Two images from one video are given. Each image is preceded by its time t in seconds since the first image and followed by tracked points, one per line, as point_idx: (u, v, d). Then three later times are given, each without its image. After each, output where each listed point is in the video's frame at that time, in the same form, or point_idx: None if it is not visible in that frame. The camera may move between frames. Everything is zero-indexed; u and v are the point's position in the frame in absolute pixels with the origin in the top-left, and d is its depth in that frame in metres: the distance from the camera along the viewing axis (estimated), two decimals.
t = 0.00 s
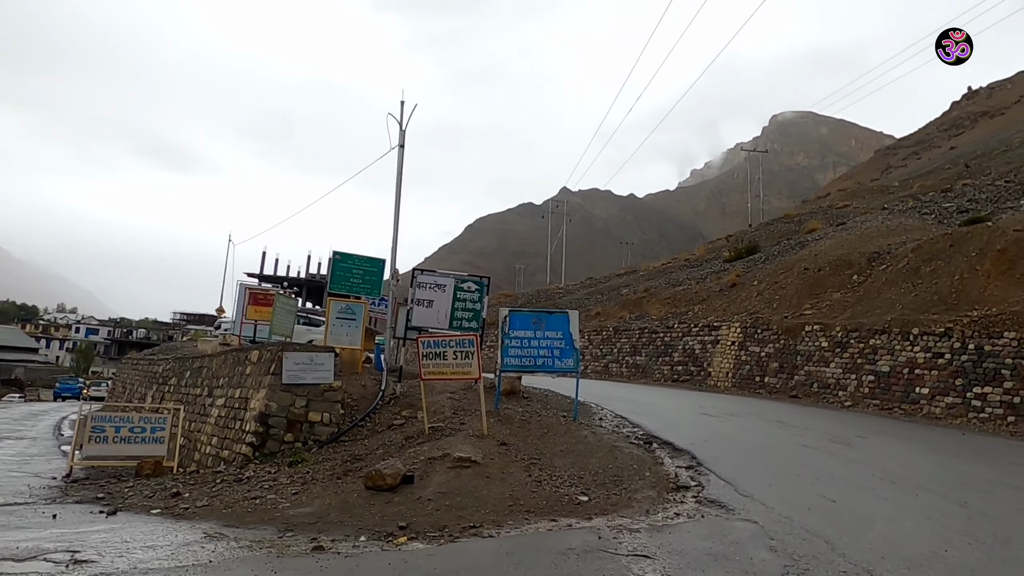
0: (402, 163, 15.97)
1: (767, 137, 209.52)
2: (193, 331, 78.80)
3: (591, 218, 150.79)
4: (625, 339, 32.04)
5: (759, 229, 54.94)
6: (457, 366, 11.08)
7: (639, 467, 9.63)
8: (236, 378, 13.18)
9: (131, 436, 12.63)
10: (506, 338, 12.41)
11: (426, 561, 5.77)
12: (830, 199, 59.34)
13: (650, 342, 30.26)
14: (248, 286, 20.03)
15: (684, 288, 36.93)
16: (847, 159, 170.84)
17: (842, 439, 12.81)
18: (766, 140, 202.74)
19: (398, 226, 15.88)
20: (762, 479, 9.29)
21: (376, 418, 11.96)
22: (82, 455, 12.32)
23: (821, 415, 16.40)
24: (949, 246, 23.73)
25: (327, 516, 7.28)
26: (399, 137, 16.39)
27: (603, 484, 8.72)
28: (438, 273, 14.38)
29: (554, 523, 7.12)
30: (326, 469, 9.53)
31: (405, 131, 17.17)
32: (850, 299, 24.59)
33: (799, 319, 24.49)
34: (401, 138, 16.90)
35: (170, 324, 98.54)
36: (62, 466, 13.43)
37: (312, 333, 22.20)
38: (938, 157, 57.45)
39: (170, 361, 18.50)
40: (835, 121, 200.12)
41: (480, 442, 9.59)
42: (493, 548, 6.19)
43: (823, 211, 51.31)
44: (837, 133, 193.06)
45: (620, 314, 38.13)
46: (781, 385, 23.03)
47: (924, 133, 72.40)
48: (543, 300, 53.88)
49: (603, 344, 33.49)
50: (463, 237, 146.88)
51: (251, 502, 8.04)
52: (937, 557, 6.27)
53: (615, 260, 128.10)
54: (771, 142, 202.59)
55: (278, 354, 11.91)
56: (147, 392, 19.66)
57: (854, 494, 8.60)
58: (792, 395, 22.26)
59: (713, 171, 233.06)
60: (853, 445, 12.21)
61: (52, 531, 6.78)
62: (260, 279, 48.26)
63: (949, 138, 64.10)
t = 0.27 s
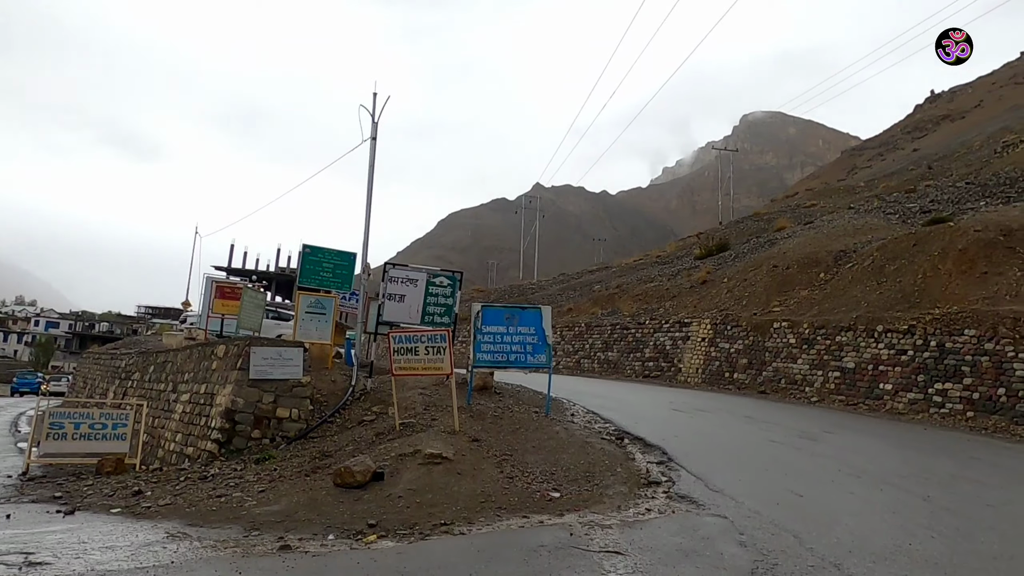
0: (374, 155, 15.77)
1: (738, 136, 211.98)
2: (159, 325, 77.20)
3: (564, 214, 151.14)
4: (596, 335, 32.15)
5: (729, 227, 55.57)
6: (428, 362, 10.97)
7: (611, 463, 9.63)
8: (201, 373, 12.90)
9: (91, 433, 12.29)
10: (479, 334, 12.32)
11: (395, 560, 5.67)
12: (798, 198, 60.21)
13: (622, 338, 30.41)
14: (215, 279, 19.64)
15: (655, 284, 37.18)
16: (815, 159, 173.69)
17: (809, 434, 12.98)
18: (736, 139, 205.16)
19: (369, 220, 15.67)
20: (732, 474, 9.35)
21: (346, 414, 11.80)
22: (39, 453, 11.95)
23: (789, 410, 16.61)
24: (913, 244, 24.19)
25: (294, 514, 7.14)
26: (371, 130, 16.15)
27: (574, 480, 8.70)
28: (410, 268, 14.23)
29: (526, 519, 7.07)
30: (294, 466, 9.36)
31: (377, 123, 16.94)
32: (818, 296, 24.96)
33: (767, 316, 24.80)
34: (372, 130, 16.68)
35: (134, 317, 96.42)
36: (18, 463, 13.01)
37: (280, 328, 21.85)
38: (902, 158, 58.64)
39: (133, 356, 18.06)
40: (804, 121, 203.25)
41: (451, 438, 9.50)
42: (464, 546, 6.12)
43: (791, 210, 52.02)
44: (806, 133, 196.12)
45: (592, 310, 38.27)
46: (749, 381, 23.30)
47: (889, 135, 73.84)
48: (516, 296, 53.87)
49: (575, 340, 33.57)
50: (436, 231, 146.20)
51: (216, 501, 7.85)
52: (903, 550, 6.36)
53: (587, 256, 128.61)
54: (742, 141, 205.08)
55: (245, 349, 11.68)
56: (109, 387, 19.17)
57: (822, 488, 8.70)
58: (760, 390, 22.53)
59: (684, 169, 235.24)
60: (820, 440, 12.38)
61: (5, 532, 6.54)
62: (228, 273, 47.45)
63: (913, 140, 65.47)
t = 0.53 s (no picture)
0: (344, 148, 15.57)
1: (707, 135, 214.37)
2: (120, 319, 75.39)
3: (535, 210, 151.33)
4: (567, 332, 32.24)
5: (697, 225, 56.16)
6: (397, 358, 10.86)
7: (580, 459, 9.64)
8: (163, 369, 12.60)
9: (47, 431, 11.92)
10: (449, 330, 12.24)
11: (362, 559, 5.59)
12: (765, 197, 61.08)
13: (592, 334, 30.54)
14: (179, 273, 19.21)
15: (624, 281, 37.40)
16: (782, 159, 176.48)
17: (775, 430, 13.17)
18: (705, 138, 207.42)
19: (338, 214, 15.45)
20: (699, 470, 9.43)
21: (313, 411, 11.63)
22: None
23: (755, 406, 16.84)
24: (875, 244, 24.69)
25: (258, 513, 7.00)
26: (340, 122, 15.93)
27: (544, 477, 8.69)
28: (380, 263, 14.07)
29: (495, 516, 7.02)
30: (259, 464, 9.20)
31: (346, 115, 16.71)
32: (783, 294, 25.34)
33: (734, 313, 25.12)
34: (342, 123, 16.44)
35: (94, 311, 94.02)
36: None
37: (246, 323, 21.47)
38: (865, 160, 59.85)
39: (93, 351, 17.58)
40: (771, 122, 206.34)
41: (420, 435, 9.42)
42: (432, 544, 6.06)
43: (758, 209, 52.74)
44: (773, 134, 199.09)
45: (562, 306, 38.37)
46: (716, 377, 23.57)
47: (853, 137, 75.32)
48: (487, 292, 53.76)
49: (546, 336, 33.62)
50: (406, 226, 145.24)
51: (177, 500, 7.67)
52: (864, 543, 6.46)
53: (557, 253, 128.95)
54: (710, 140, 207.48)
55: (209, 344, 11.44)
56: (66, 383, 18.64)
57: (787, 483, 8.82)
58: (727, 386, 22.81)
59: (654, 167, 237.20)
60: (785, 436, 12.57)
61: None
62: (194, 267, 46.54)
63: (876, 143, 66.87)
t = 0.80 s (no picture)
0: (311, 141, 15.32)
1: (676, 135, 216.53)
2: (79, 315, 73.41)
3: (505, 207, 151.27)
4: (536, 329, 32.27)
5: (665, 223, 56.70)
6: (366, 354, 10.72)
7: (550, 455, 9.64)
8: (123, 365, 12.30)
9: None
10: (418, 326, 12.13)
11: (328, 558, 5.50)
12: (732, 196, 61.89)
13: (561, 331, 30.64)
14: (139, 267, 18.73)
15: (593, 279, 37.59)
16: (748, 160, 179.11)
17: (741, 425, 13.35)
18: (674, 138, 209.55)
19: (305, 208, 15.22)
20: (667, 465, 9.50)
21: (279, 408, 11.45)
22: None
23: (722, 402, 17.04)
24: (838, 243, 25.17)
25: (221, 511, 6.86)
26: (308, 115, 15.68)
27: (514, 473, 8.66)
28: (348, 258, 13.88)
29: (464, 513, 6.98)
30: (222, 462, 9.02)
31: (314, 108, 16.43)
32: (749, 292, 25.71)
33: (701, 310, 25.42)
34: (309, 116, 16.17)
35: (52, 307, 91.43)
36: None
37: (210, 319, 21.04)
38: (828, 161, 61.02)
39: (49, 347, 17.06)
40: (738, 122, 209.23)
41: (388, 432, 9.32)
42: (401, 541, 5.99)
43: (725, 208, 53.42)
44: (739, 134, 201.92)
45: (532, 303, 38.41)
46: (683, 373, 23.83)
47: (816, 138, 76.74)
48: (456, 289, 53.57)
49: (515, 333, 33.64)
50: (375, 222, 144.04)
51: (137, 499, 7.47)
52: (828, 534, 6.59)
53: (527, 251, 129.10)
54: (678, 140, 209.63)
55: (171, 340, 11.18)
56: (21, 380, 18.06)
57: (752, 477, 8.95)
58: (694, 382, 23.05)
59: (623, 166, 238.87)
60: (750, 431, 12.75)
61: None
62: (156, 262, 45.51)
63: (838, 145, 68.21)
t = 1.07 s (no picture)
0: (283, 136, 15.12)
1: (648, 134, 218.19)
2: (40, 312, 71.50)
3: (478, 204, 150.99)
4: (509, 326, 32.30)
5: (637, 221, 57.11)
6: (338, 352, 10.62)
7: (523, 452, 9.65)
8: (87, 363, 12.03)
9: None
10: (391, 323, 12.06)
11: (300, 557, 5.44)
12: (702, 195, 62.56)
13: (534, 328, 30.71)
14: (104, 263, 18.34)
15: (566, 276, 37.72)
16: (718, 159, 181.22)
17: (711, 420, 13.51)
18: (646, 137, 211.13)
19: (276, 203, 15.02)
20: (639, 460, 9.57)
21: (249, 406, 11.30)
22: None
23: (693, 398, 17.23)
24: (805, 242, 25.60)
25: (190, 512, 6.75)
26: (279, 110, 15.47)
27: (487, 470, 8.66)
28: (319, 254, 13.74)
29: (438, 510, 6.96)
30: (190, 462, 8.87)
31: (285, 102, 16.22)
32: (719, 289, 26.03)
33: (673, 308, 25.68)
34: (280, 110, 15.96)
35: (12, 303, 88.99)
36: None
37: (178, 316, 20.68)
38: (796, 161, 62.01)
39: (9, 345, 16.61)
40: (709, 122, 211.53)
41: (361, 429, 9.25)
42: (374, 540, 5.95)
43: (695, 207, 53.99)
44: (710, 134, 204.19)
45: (505, 301, 38.42)
46: (655, 370, 24.04)
47: (785, 139, 77.96)
48: (429, 286, 53.36)
49: (488, 330, 33.62)
50: (347, 219, 142.77)
51: (102, 500, 7.31)
52: (796, 527, 6.70)
53: (500, 248, 129.07)
54: (650, 139, 211.28)
55: (137, 338, 10.96)
56: None
57: (722, 471, 9.06)
58: (666, 379, 23.28)
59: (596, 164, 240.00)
60: (720, 426, 12.92)
61: None
62: (121, 257, 44.55)
63: (806, 145, 69.37)
